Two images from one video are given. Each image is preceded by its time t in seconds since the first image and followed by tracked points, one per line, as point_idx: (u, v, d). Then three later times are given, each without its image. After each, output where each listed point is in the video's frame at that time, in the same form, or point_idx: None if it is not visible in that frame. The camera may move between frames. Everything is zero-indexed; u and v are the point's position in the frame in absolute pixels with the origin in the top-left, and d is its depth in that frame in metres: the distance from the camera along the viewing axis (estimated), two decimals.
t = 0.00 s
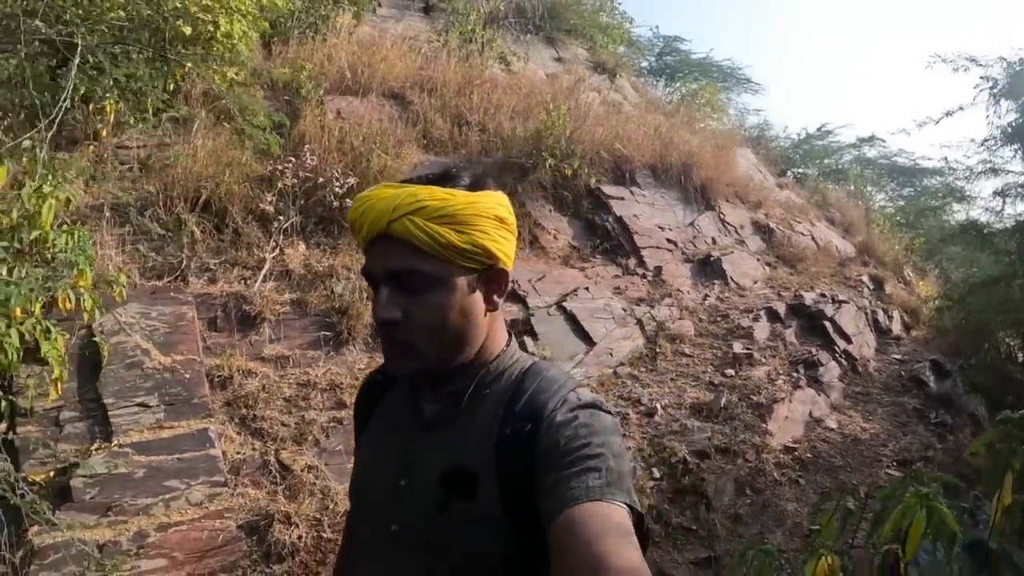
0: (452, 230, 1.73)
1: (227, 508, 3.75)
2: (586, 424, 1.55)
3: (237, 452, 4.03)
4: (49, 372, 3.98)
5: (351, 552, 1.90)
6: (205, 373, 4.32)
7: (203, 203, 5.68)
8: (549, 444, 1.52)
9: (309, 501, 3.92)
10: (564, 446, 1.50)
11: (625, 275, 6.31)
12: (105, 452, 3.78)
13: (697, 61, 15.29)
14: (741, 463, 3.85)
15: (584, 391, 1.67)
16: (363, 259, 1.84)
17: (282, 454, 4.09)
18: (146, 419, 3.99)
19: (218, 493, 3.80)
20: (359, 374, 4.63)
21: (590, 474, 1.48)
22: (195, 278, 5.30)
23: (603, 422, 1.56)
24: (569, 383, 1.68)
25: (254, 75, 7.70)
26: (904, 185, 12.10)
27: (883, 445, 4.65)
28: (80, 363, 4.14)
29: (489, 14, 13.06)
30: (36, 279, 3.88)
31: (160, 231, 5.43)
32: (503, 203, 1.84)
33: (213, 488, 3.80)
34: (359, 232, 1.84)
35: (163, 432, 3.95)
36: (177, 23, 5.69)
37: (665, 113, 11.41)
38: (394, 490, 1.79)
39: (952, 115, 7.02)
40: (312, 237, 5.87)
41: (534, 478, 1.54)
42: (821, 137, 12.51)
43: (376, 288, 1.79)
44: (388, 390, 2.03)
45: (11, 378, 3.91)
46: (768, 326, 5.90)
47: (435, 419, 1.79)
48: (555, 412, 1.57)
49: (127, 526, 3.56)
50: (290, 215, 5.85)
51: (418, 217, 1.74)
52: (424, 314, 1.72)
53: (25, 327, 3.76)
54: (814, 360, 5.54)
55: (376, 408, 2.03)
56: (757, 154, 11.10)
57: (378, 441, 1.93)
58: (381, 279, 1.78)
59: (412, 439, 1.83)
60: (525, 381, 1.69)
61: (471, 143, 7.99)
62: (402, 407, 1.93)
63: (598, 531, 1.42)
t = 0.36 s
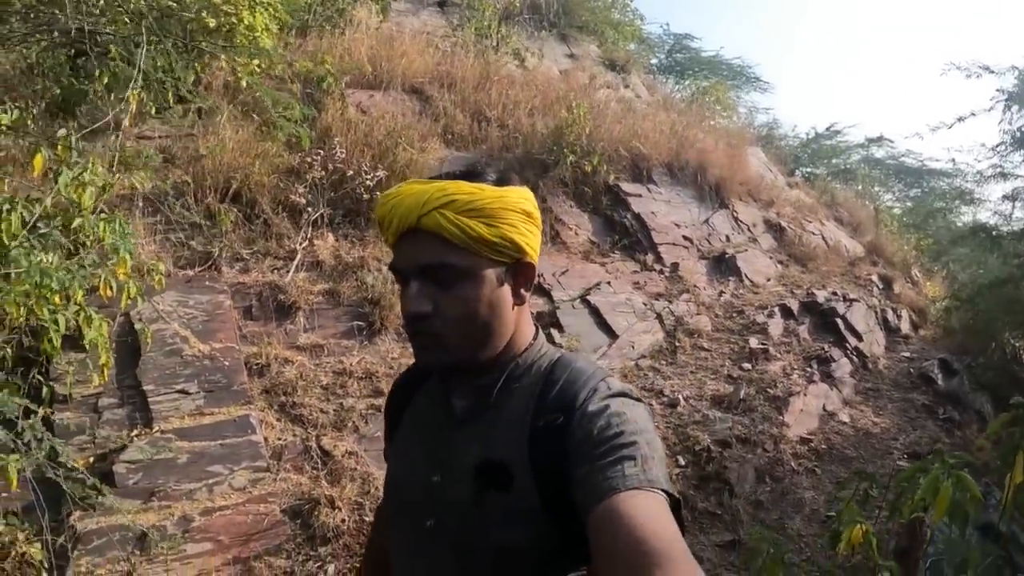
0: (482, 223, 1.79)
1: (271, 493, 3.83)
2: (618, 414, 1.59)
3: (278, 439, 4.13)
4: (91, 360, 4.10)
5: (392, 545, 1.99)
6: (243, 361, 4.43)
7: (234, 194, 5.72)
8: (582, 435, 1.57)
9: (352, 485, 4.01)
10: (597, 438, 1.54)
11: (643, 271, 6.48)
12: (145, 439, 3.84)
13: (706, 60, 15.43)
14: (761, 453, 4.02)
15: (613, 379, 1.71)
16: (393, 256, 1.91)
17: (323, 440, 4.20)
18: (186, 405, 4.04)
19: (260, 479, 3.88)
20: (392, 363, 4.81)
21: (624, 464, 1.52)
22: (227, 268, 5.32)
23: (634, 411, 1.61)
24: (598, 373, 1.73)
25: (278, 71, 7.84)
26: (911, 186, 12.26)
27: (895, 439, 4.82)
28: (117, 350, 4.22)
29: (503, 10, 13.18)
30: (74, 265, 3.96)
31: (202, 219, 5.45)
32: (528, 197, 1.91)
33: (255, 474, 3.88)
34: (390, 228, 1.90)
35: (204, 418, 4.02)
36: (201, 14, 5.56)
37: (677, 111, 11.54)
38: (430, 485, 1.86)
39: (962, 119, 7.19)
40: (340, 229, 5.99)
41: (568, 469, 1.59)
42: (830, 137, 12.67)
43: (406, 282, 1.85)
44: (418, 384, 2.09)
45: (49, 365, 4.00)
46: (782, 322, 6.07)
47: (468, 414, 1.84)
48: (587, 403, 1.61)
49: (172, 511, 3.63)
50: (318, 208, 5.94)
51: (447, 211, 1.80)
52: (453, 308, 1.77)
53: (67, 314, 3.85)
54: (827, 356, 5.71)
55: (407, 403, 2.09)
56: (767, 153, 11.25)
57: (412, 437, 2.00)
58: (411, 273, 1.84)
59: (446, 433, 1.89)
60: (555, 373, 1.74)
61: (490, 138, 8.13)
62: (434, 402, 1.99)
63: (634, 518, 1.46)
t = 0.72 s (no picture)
0: (520, 259, 1.71)
1: (299, 454, 3.96)
2: (653, 449, 1.52)
3: (307, 404, 4.28)
4: (126, 323, 4.20)
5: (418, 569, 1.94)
6: (273, 329, 4.56)
7: (263, 172, 5.85)
8: (616, 472, 1.51)
9: (376, 450, 4.15)
10: (632, 476, 1.48)
11: (659, 260, 6.61)
12: (177, 400, 3.95)
13: (724, 59, 15.52)
14: (772, 434, 4.15)
15: (649, 410, 1.64)
16: (424, 290, 1.83)
17: (350, 406, 4.35)
18: (217, 369, 4.15)
19: (288, 441, 4.00)
20: (417, 338, 4.94)
21: (660, 505, 1.46)
22: (256, 243, 5.48)
23: (671, 448, 1.54)
24: (632, 401, 1.66)
25: (305, 56, 7.99)
26: (926, 191, 12.32)
27: (903, 428, 4.93)
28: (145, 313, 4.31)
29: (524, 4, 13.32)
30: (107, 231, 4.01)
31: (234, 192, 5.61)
32: (567, 223, 1.82)
33: (283, 437, 4.00)
34: (421, 261, 1.81)
35: (235, 382, 4.13)
36: None
37: (694, 107, 11.64)
38: (457, 513, 1.80)
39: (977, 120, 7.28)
40: (364, 210, 6.13)
41: (601, 507, 1.53)
42: (846, 139, 12.75)
43: (438, 317, 1.77)
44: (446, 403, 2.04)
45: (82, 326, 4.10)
46: (794, 314, 6.19)
47: (496, 441, 1.78)
48: (620, 437, 1.55)
49: (202, 470, 3.73)
50: (344, 189, 6.07)
51: (484, 247, 1.71)
52: (489, 345, 1.71)
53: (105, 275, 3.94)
54: (838, 348, 5.83)
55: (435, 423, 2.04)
56: (782, 152, 11.36)
57: (438, 456, 1.95)
58: (444, 309, 1.76)
59: (473, 459, 1.83)
60: (589, 402, 1.66)
61: (511, 128, 8.25)
62: (460, 424, 1.93)
63: (674, 562, 1.42)
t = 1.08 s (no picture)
0: (538, 216, 1.60)
1: (333, 414, 4.22)
2: (668, 419, 1.43)
3: (341, 368, 4.55)
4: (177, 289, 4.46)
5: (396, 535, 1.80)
6: (309, 300, 4.81)
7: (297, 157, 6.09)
8: (628, 440, 1.41)
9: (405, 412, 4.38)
10: (647, 445, 1.39)
11: (676, 248, 6.82)
12: (220, 361, 4.19)
13: (746, 56, 15.63)
14: (779, 411, 4.34)
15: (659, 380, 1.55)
16: (432, 247, 1.70)
17: (381, 371, 4.62)
18: (256, 335, 4.39)
19: (323, 401, 4.25)
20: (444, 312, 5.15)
21: (675, 476, 1.36)
22: (291, 222, 5.73)
23: (683, 418, 1.45)
24: (643, 370, 1.56)
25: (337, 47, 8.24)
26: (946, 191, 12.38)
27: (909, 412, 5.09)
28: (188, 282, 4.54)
29: None
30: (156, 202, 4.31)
31: (272, 173, 5.85)
32: (584, 180, 1.72)
33: (318, 398, 4.25)
34: (428, 213, 1.68)
35: (274, 346, 4.38)
36: None
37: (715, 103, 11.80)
38: (448, 478, 1.67)
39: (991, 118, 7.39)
40: (394, 194, 6.37)
41: (611, 476, 1.42)
42: (867, 138, 12.85)
43: (446, 276, 1.65)
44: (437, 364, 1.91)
45: (130, 292, 4.36)
46: (807, 303, 6.38)
47: (494, 404, 1.66)
48: (634, 405, 1.45)
49: (242, 426, 3.97)
50: (374, 173, 6.30)
51: (500, 202, 1.59)
52: (499, 306, 1.59)
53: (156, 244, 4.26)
54: (848, 336, 6.02)
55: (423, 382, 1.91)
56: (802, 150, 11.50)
57: (427, 419, 1.82)
58: (453, 266, 1.64)
59: (466, 422, 1.70)
60: (596, 369, 1.56)
61: (534, 119, 8.46)
62: (452, 387, 1.80)
63: (688, 537, 1.32)
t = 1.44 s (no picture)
0: (499, 208, 1.50)
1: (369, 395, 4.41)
2: (651, 394, 1.38)
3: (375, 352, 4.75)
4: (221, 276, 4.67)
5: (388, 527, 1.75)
6: (344, 289, 5.02)
7: (330, 153, 6.31)
8: (612, 419, 1.36)
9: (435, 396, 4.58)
10: (630, 422, 1.34)
11: (697, 244, 6.99)
12: (261, 344, 4.40)
13: (767, 54, 15.70)
14: (795, 401, 4.49)
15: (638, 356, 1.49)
16: (392, 247, 1.61)
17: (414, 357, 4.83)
18: (295, 321, 4.60)
19: (359, 383, 4.44)
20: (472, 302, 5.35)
21: (661, 451, 1.31)
22: (325, 215, 5.94)
23: (665, 392, 1.40)
24: (623, 348, 1.50)
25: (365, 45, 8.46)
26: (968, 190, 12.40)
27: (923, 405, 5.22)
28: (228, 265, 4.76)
29: None
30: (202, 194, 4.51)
31: (307, 167, 6.08)
32: (548, 165, 1.61)
33: (354, 379, 4.44)
34: (388, 214, 1.59)
35: (312, 332, 4.58)
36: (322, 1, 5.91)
37: (736, 101, 11.91)
38: (434, 467, 1.61)
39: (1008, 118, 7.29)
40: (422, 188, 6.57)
41: (598, 456, 1.38)
42: (888, 137, 12.90)
43: (412, 274, 1.56)
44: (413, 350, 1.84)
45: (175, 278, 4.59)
46: (824, 299, 6.52)
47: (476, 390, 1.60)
48: (616, 383, 1.40)
49: (284, 405, 4.17)
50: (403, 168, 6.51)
51: (460, 196, 1.50)
52: (471, 300, 1.51)
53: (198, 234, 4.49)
54: (864, 331, 6.15)
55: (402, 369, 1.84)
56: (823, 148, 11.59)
57: (406, 407, 1.75)
58: (416, 263, 1.55)
59: (448, 408, 1.64)
60: (576, 350, 1.50)
61: (558, 116, 8.64)
62: (431, 374, 1.73)
63: (677, 510, 1.27)
